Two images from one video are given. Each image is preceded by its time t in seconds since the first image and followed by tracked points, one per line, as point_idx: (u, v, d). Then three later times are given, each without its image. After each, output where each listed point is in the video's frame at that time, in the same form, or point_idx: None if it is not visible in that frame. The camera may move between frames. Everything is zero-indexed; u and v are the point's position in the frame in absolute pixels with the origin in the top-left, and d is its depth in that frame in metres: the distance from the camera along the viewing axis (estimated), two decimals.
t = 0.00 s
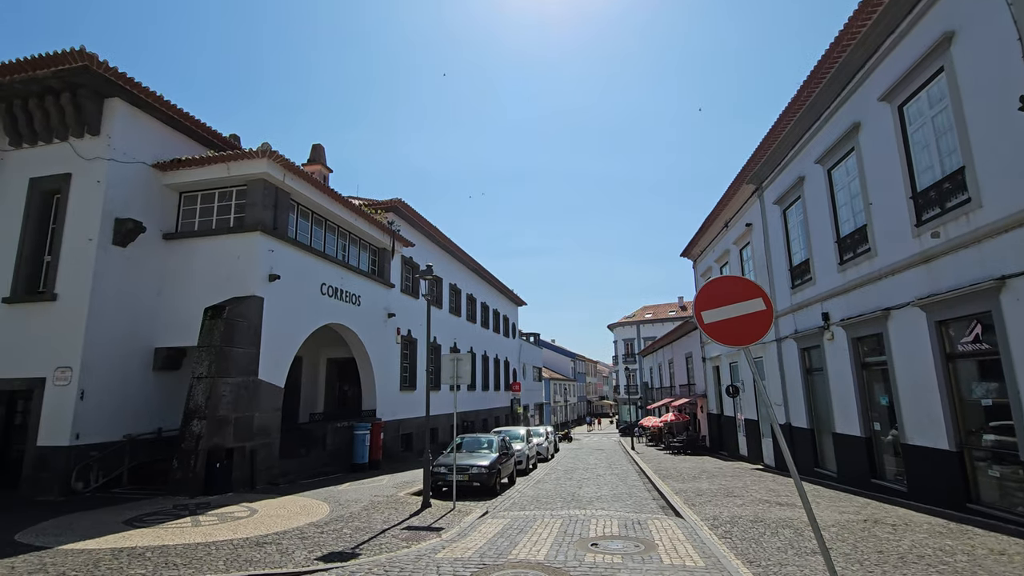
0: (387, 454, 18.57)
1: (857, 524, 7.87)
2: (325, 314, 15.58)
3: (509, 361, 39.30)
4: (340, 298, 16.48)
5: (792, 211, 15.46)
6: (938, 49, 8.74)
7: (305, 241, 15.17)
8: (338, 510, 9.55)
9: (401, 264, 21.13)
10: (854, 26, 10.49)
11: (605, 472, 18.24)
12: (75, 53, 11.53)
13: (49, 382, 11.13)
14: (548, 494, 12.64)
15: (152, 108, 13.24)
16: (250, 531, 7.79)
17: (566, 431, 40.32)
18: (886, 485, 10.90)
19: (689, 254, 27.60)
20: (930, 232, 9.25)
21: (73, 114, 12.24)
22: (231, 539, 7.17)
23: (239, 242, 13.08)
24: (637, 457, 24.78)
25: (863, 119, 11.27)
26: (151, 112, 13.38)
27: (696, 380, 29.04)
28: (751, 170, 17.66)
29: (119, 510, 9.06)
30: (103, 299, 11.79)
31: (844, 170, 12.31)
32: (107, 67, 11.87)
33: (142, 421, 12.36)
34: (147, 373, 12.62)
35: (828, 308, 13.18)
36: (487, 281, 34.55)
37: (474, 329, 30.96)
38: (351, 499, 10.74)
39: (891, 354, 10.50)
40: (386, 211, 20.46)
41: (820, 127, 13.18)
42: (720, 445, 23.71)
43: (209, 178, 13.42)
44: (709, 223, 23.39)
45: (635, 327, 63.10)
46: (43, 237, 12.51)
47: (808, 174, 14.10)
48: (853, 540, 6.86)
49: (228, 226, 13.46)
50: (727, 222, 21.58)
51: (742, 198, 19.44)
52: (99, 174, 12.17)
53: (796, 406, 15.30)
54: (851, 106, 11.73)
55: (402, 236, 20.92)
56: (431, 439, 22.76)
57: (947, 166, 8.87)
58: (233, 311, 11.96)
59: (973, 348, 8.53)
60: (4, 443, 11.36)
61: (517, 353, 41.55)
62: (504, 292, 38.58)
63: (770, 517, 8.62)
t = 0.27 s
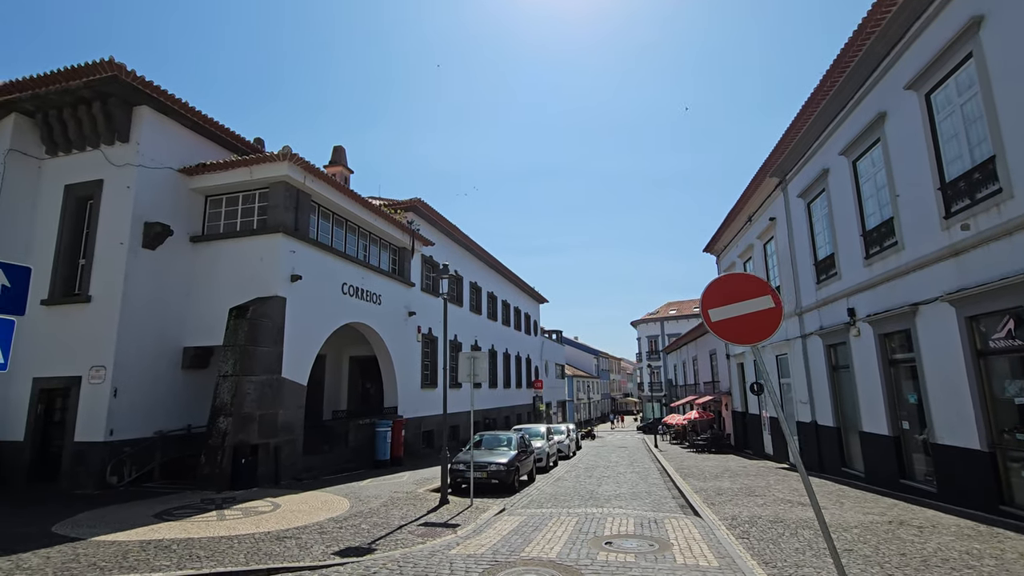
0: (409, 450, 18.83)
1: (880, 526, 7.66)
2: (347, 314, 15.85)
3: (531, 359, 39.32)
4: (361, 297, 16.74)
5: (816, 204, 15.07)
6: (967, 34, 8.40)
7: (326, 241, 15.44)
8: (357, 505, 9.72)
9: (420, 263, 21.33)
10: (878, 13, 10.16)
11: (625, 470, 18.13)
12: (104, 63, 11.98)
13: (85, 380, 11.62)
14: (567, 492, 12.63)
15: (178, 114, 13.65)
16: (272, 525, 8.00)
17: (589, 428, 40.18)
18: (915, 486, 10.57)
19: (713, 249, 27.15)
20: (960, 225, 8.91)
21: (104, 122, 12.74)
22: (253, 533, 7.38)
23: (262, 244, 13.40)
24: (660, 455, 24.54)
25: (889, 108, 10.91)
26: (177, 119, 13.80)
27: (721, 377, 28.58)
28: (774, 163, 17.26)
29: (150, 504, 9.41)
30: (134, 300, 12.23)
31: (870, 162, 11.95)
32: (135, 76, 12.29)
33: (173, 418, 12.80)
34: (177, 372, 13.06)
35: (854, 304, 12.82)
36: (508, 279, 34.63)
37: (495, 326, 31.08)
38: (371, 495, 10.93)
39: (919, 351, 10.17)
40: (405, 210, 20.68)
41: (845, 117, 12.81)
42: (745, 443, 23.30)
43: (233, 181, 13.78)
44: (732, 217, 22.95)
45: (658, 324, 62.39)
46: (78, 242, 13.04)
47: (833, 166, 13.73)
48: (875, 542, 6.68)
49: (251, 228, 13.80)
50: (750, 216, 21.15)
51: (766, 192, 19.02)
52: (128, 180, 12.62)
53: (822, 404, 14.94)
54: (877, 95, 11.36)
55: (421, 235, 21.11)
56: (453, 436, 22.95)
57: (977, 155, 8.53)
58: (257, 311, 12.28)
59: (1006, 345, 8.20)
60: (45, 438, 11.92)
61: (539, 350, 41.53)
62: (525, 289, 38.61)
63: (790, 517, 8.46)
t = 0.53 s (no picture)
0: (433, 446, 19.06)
1: (910, 525, 7.43)
2: (370, 311, 16.12)
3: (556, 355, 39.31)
4: (384, 295, 17.00)
5: (846, 194, 14.62)
6: (1002, 14, 8.02)
7: (350, 241, 15.74)
8: (380, 499, 9.91)
9: (443, 260, 21.53)
10: None
11: (650, 467, 17.97)
12: (137, 72, 12.46)
13: (123, 377, 12.14)
14: (589, 488, 12.61)
15: (206, 119, 14.09)
16: (297, 517, 8.24)
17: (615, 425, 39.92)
18: (950, 485, 10.19)
19: (740, 243, 26.61)
20: (996, 213, 8.54)
21: (137, 129, 13.26)
22: (279, 524, 7.62)
23: (287, 244, 13.74)
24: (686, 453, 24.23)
25: (920, 94, 10.52)
26: (206, 124, 14.24)
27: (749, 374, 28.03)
28: (801, 153, 16.82)
29: (183, 495, 9.78)
30: (167, 300, 12.71)
31: (900, 149, 11.53)
32: (165, 84, 12.75)
33: (205, 413, 13.26)
34: (209, 369, 13.52)
35: (886, 297, 12.40)
36: (532, 275, 34.65)
37: (518, 323, 31.15)
38: (394, 489, 11.13)
39: (954, 345, 9.79)
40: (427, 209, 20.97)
41: (874, 104, 12.39)
42: (775, 440, 22.81)
43: (259, 183, 14.15)
44: (759, 210, 22.44)
45: (686, 320, 61.48)
46: (115, 245, 13.60)
47: (862, 155, 13.29)
48: (903, 542, 6.50)
49: (277, 228, 14.16)
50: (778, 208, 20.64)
51: (793, 183, 18.55)
52: (161, 184, 13.10)
53: (853, 400, 14.53)
54: (907, 80, 10.96)
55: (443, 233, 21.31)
56: (477, 432, 23.16)
57: (1013, 140, 8.16)
58: (283, 310, 12.61)
59: None
60: (88, 433, 12.50)
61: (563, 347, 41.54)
62: (549, 285, 38.54)
63: (815, 515, 8.28)
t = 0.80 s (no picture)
0: (460, 443, 19.26)
1: (949, 529, 7.13)
2: (397, 310, 16.37)
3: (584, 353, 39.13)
4: (410, 294, 17.24)
5: (882, 185, 14.07)
6: None
7: (376, 241, 16.01)
8: (405, 495, 10.09)
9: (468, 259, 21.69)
10: None
11: (678, 466, 17.71)
12: (171, 82, 12.97)
13: (163, 376, 12.69)
14: (615, 486, 12.53)
15: (237, 126, 14.56)
16: (325, 511, 8.47)
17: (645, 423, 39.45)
18: (996, 488, 9.72)
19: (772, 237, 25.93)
20: None
21: (173, 137, 13.81)
22: (306, 518, 7.84)
23: (315, 245, 14.08)
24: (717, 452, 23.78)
25: (959, 78, 10.03)
26: (237, 130, 14.70)
27: (783, 371, 27.28)
28: (834, 143, 16.25)
29: (218, 489, 10.17)
30: (203, 301, 13.20)
31: (939, 136, 11.03)
32: (198, 93, 13.23)
33: (240, 410, 13.74)
34: (242, 367, 13.99)
35: (924, 291, 11.90)
36: (559, 273, 34.56)
37: (545, 320, 31.11)
38: (420, 485, 11.30)
39: (998, 340, 9.32)
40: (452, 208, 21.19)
41: (910, 90, 11.88)
42: (810, 440, 22.16)
43: (288, 187, 14.54)
44: (791, 202, 21.81)
45: (719, 316, 60.19)
46: (154, 249, 14.20)
47: (898, 143, 12.77)
48: (939, 546, 6.24)
49: (306, 230, 14.53)
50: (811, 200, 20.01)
51: (827, 174, 17.94)
52: (195, 190, 13.62)
53: (891, 398, 14.01)
54: (945, 64, 10.46)
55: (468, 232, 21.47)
56: (504, 429, 23.28)
57: None
58: (311, 310, 12.95)
59: None
60: (131, 428, 13.12)
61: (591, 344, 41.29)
62: (576, 282, 38.31)
63: (846, 517, 8.03)
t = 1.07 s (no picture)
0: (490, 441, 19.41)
1: (993, 534, 6.79)
2: (425, 309, 16.61)
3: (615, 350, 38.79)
4: (439, 293, 17.46)
5: (924, 174, 13.44)
6: None
7: (404, 241, 16.29)
8: (432, 491, 10.24)
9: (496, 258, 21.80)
10: None
11: (711, 465, 17.37)
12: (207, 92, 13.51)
13: (203, 374, 13.25)
14: (643, 485, 12.40)
15: (270, 132, 15.04)
16: (354, 505, 8.70)
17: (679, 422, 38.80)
18: None
19: (809, 230, 25.09)
20: None
21: (210, 145, 14.39)
22: (336, 512, 8.07)
23: (345, 247, 14.42)
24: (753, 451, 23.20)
25: (1005, 59, 9.47)
26: (270, 136, 15.19)
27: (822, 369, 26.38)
28: (872, 132, 15.60)
29: (255, 483, 10.56)
30: (240, 302, 13.71)
31: (984, 122, 10.45)
32: (232, 102, 13.74)
33: (276, 407, 14.22)
34: (277, 365, 14.47)
35: (970, 285, 11.32)
36: (589, 270, 34.37)
37: (575, 318, 30.97)
38: (447, 482, 11.46)
39: None
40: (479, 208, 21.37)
41: (953, 73, 11.29)
42: (851, 440, 21.37)
43: (319, 190, 14.94)
44: (829, 194, 21.06)
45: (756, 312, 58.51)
46: (194, 252, 14.82)
47: (941, 130, 12.16)
48: (981, 553, 5.94)
49: (336, 232, 14.90)
50: (849, 192, 19.27)
51: (865, 164, 17.24)
52: (231, 195, 14.15)
53: (935, 397, 13.38)
54: (990, 45, 9.90)
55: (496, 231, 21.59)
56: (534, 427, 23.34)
57: None
58: (341, 309, 13.29)
59: None
60: (175, 424, 13.76)
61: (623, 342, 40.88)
62: (606, 279, 37.94)
63: (883, 520, 7.73)
